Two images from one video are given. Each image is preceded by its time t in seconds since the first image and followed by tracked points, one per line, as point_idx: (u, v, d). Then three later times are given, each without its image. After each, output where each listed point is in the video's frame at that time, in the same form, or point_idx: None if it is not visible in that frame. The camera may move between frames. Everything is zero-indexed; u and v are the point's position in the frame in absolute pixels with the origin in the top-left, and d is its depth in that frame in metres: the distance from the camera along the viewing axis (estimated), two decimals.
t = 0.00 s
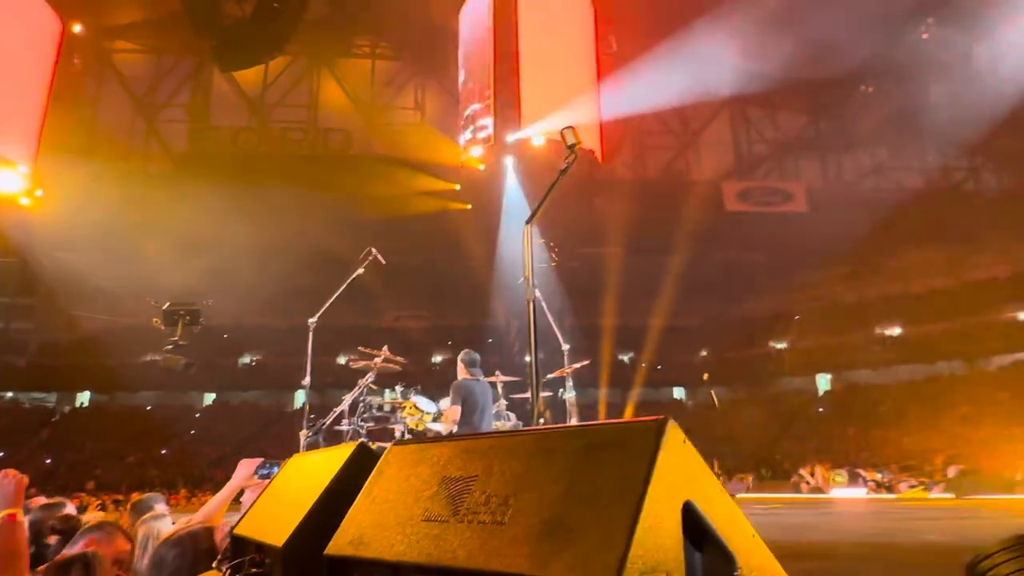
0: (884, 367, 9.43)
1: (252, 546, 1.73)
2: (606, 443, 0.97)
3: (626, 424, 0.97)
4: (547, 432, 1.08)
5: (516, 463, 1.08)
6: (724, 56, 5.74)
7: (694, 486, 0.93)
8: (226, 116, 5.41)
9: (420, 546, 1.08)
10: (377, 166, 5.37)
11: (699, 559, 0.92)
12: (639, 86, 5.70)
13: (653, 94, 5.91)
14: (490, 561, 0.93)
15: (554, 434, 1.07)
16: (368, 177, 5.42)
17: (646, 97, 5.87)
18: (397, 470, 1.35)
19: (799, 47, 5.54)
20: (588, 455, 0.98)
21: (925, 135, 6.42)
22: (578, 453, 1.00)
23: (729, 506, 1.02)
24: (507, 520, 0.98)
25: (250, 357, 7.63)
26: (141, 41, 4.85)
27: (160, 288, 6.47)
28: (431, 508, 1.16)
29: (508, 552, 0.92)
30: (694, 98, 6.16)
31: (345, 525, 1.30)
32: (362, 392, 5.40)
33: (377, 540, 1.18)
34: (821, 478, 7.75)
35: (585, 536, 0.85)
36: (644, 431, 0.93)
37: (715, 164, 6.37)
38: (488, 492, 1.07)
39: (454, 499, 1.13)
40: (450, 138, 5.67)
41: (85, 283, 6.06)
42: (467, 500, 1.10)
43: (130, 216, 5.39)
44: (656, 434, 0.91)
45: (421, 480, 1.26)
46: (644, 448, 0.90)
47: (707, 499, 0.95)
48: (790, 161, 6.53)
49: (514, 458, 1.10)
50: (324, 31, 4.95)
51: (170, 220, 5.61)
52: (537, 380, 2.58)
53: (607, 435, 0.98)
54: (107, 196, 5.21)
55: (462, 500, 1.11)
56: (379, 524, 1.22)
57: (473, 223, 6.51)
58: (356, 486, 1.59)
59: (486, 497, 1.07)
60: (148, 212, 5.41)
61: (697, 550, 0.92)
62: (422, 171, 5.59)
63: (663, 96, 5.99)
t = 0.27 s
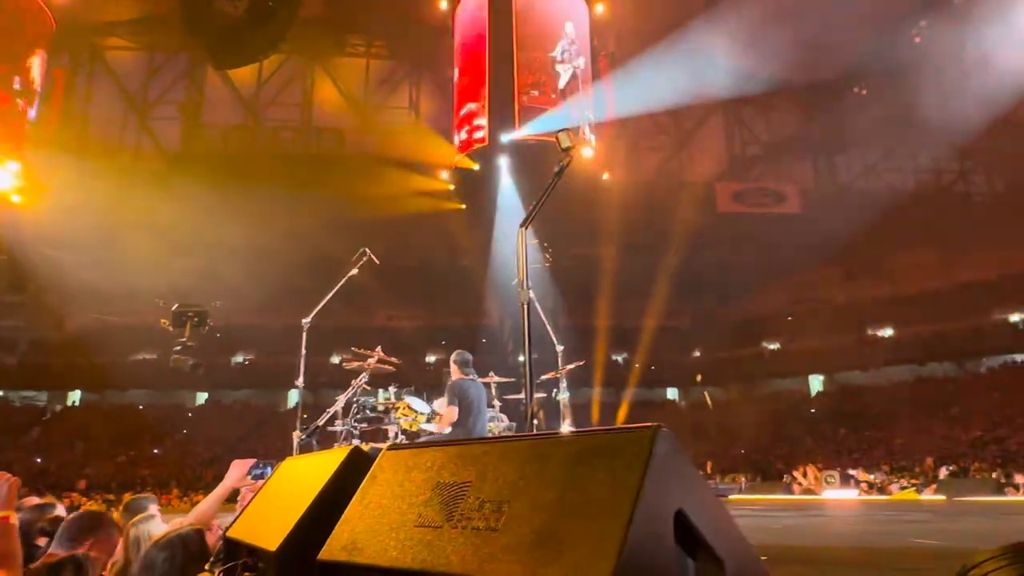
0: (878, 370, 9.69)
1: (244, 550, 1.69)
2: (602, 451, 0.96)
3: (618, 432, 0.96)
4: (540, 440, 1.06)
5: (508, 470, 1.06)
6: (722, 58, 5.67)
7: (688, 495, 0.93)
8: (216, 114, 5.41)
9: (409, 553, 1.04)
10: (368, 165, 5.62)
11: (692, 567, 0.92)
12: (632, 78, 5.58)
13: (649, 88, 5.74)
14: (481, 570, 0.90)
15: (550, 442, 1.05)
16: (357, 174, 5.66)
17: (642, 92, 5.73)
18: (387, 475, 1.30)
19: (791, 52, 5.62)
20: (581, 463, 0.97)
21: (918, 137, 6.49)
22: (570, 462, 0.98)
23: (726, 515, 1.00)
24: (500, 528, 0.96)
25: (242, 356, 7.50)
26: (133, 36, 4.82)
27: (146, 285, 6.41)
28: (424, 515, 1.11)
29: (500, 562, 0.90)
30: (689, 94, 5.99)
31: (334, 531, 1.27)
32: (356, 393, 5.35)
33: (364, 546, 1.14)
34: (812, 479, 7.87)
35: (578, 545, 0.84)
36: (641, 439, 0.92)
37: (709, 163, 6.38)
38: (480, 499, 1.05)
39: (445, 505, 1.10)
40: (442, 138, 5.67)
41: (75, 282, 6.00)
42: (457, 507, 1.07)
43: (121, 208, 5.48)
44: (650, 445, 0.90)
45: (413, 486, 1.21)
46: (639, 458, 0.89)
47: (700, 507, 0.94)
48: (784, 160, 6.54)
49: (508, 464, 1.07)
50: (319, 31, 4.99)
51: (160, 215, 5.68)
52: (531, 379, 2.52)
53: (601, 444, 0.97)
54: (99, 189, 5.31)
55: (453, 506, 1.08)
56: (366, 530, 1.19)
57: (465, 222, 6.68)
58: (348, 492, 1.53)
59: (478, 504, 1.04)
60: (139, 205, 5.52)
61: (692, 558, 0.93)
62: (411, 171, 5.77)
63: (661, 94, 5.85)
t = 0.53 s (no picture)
0: (863, 373, 9.89)
1: (239, 557, 1.70)
2: (594, 464, 0.96)
3: (612, 446, 0.97)
4: (533, 452, 1.06)
5: (502, 483, 1.06)
6: (715, 61, 5.66)
7: (682, 509, 0.94)
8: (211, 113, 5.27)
9: (402, 566, 1.04)
10: (360, 167, 5.49)
11: None
12: (625, 88, 5.58)
13: (643, 96, 5.82)
14: None
15: (544, 455, 1.05)
16: (348, 176, 5.53)
17: (636, 101, 5.80)
18: (381, 486, 1.28)
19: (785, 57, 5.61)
20: (575, 476, 0.97)
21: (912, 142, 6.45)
22: (564, 476, 0.98)
23: (713, 522, 1.02)
24: (494, 541, 0.96)
25: (235, 356, 7.49)
26: (130, 36, 4.72)
27: (141, 283, 6.45)
28: (419, 527, 1.10)
29: None
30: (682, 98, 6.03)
31: (326, 542, 1.26)
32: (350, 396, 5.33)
33: (357, 557, 1.14)
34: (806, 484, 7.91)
35: (571, 559, 0.84)
36: (633, 455, 0.93)
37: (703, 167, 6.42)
38: (474, 512, 1.04)
39: (438, 517, 1.09)
40: (435, 137, 5.62)
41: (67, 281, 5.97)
42: (451, 519, 1.07)
43: (112, 210, 5.41)
44: (644, 460, 0.90)
45: (406, 497, 1.20)
46: (632, 473, 0.89)
47: (692, 519, 0.95)
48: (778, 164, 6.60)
49: (501, 476, 1.07)
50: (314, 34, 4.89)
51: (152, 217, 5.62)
52: (525, 383, 2.52)
53: (593, 457, 0.97)
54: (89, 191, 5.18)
55: (447, 518, 1.08)
56: (359, 540, 1.18)
57: (459, 222, 6.52)
58: (342, 503, 1.52)
59: (472, 517, 1.04)
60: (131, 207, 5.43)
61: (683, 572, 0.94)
62: (403, 173, 5.69)
63: (654, 100, 5.94)
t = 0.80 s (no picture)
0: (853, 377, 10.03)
1: (223, 564, 1.68)
2: (585, 474, 0.97)
3: (602, 454, 0.98)
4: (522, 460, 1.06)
5: (492, 491, 1.05)
6: (703, 65, 5.72)
7: (671, 518, 0.94)
8: (198, 112, 5.24)
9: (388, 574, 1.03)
10: (350, 167, 5.51)
11: None
12: (613, 90, 5.58)
13: (635, 100, 5.79)
14: None
15: (535, 463, 1.06)
16: (337, 175, 5.54)
17: (626, 105, 5.76)
18: (368, 493, 1.27)
19: (774, 60, 5.67)
20: (565, 485, 0.97)
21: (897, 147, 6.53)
22: (554, 483, 0.99)
23: (702, 533, 1.02)
24: (483, 549, 0.95)
25: (221, 358, 7.31)
26: (119, 31, 4.82)
27: (129, 284, 6.42)
28: (405, 536, 1.09)
29: None
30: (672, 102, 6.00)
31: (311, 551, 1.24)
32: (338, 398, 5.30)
33: (341, 564, 1.12)
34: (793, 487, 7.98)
35: (561, 564, 0.84)
36: (624, 464, 0.93)
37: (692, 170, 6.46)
38: (462, 520, 1.04)
39: (425, 525, 1.08)
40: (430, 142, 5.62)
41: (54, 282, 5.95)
42: (438, 527, 1.06)
43: (96, 206, 5.40)
44: (634, 467, 0.91)
45: (393, 505, 1.19)
46: (623, 482, 0.90)
47: (681, 529, 0.96)
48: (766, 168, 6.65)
49: (490, 485, 1.07)
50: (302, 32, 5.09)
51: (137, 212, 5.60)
52: (515, 387, 2.50)
53: (584, 466, 0.98)
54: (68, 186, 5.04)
55: (434, 527, 1.07)
56: (344, 547, 1.16)
57: (452, 224, 6.60)
58: (329, 509, 1.51)
59: (460, 526, 1.03)
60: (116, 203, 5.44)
61: None
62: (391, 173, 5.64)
63: (645, 104, 5.89)
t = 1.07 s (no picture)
0: (846, 387, 10.05)
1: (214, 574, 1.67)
2: (580, 487, 0.97)
3: (596, 468, 0.99)
4: (517, 472, 1.07)
5: (487, 503, 1.05)
6: (704, 75, 5.52)
7: (667, 532, 0.94)
8: (196, 120, 5.05)
9: None
10: (341, 170, 5.60)
11: None
12: (614, 100, 5.46)
13: (634, 108, 5.68)
14: None
15: (529, 475, 1.06)
16: (330, 177, 5.67)
17: (622, 113, 5.65)
18: (362, 505, 1.26)
19: (771, 71, 5.50)
20: (561, 498, 0.97)
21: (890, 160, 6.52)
22: (549, 497, 0.99)
23: (698, 549, 1.02)
24: (477, 561, 0.95)
25: (216, 364, 7.06)
26: (111, 40, 4.44)
27: (123, 287, 6.40)
28: (399, 548, 1.08)
29: None
30: (668, 110, 5.83)
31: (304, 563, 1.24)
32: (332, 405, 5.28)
33: None
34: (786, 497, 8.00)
35: None
36: (620, 479, 0.94)
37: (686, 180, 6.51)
38: (457, 532, 1.04)
39: (420, 537, 1.08)
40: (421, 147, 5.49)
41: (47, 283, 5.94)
42: (433, 539, 1.06)
43: (88, 206, 5.37)
44: (630, 481, 0.92)
45: (387, 517, 1.18)
46: (618, 495, 0.90)
47: (677, 542, 0.96)
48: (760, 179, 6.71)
49: (485, 497, 1.07)
50: (302, 41, 4.71)
51: (131, 213, 5.61)
52: (508, 394, 2.50)
53: (580, 479, 0.98)
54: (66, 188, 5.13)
55: (429, 538, 1.07)
56: (337, 559, 1.16)
57: (446, 232, 6.52)
58: (324, 519, 1.51)
59: (454, 538, 1.03)
60: (110, 203, 5.42)
61: None
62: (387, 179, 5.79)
63: (643, 111, 5.75)
